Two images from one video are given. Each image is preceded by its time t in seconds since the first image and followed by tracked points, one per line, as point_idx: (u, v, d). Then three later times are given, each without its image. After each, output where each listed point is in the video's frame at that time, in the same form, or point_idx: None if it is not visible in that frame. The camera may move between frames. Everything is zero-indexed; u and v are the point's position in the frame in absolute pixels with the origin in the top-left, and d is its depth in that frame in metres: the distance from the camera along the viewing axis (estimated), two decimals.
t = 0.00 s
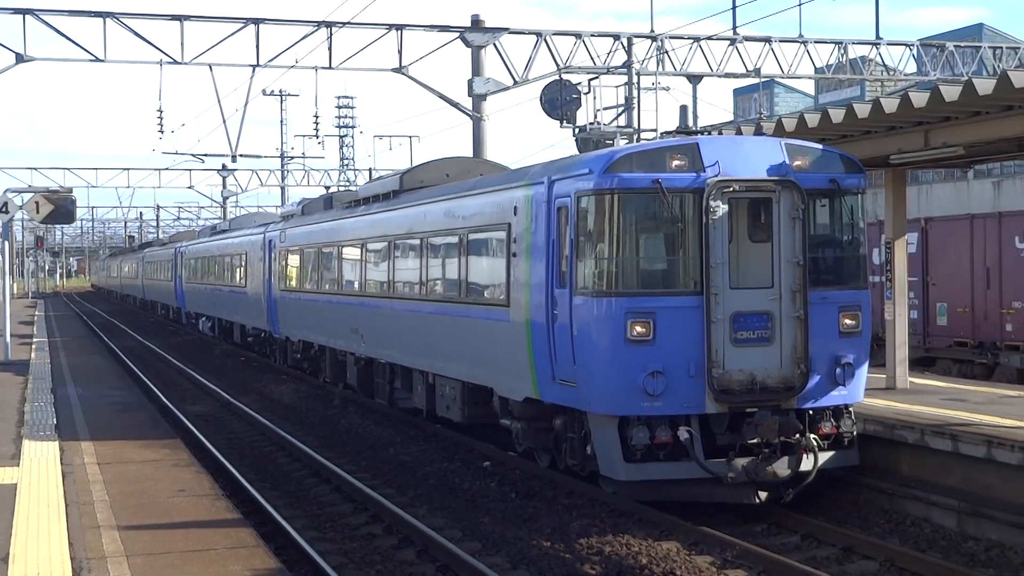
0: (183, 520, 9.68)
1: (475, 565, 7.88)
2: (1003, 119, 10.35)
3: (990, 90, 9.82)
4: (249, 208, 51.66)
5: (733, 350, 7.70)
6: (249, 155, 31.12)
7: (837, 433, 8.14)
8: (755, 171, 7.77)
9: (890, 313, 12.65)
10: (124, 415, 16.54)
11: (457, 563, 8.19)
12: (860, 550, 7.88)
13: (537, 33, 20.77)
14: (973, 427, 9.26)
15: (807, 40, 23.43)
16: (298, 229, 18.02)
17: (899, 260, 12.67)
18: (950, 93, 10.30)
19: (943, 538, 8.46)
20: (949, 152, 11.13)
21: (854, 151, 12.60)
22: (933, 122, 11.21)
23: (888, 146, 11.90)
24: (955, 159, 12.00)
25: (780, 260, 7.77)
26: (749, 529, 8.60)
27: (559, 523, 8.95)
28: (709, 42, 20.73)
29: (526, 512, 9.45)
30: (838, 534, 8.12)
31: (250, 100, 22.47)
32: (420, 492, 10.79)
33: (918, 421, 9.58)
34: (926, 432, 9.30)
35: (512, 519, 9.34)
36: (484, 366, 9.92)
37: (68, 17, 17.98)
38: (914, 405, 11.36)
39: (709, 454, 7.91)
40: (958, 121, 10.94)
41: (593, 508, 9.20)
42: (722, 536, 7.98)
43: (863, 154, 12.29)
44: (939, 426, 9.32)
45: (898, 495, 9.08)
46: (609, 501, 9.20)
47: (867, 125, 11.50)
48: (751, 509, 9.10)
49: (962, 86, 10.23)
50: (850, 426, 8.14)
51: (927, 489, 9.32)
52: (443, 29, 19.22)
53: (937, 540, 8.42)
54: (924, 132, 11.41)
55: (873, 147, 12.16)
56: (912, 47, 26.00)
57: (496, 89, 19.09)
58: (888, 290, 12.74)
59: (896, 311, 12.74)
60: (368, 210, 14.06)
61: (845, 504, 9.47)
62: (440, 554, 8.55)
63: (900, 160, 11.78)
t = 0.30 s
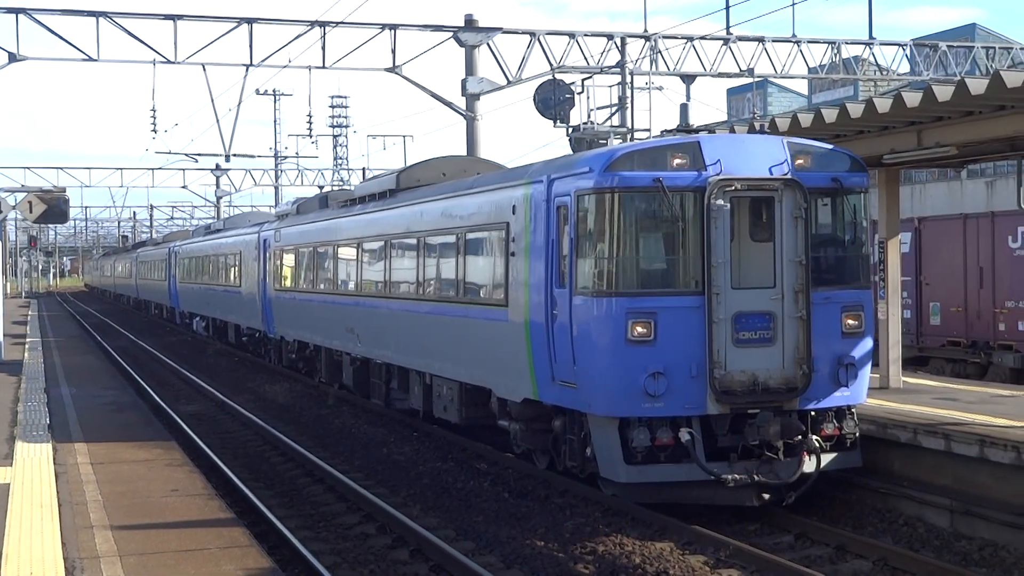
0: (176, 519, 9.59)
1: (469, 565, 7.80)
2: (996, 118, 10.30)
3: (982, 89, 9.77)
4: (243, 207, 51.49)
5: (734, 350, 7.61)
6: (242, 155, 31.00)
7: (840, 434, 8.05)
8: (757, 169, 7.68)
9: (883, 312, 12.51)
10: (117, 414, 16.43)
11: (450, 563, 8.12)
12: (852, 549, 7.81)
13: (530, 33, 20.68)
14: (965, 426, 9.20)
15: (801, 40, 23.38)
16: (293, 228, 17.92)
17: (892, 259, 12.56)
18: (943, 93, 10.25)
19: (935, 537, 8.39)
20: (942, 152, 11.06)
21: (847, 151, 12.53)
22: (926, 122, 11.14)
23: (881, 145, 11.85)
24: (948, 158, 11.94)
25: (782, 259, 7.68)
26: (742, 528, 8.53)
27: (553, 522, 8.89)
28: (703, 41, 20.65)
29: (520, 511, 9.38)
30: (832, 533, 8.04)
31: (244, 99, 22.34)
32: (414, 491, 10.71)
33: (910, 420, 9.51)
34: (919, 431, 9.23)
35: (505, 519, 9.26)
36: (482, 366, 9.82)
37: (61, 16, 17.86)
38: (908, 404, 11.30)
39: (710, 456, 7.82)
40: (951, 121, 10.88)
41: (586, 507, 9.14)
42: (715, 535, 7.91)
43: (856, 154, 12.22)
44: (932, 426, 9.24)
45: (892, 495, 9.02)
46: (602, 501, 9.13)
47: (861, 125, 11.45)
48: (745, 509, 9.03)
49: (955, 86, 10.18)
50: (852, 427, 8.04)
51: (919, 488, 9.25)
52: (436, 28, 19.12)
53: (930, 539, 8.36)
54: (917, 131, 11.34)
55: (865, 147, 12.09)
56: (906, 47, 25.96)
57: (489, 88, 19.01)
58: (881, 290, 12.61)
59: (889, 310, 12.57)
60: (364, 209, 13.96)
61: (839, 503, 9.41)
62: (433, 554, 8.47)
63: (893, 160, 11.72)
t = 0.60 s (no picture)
0: (169, 517, 9.49)
1: (462, 563, 7.71)
2: (991, 119, 10.23)
3: (977, 89, 9.71)
4: (238, 206, 51.34)
5: (737, 350, 7.51)
6: (237, 153, 30.88)
7: (844, 435, 7.95)
8: (761, 167, 7.59)
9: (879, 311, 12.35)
10: (111, 412, 16.31)
11: (444, 561, 8.04)
12: (846, 548, 7.73)
13: (525, 32, 20.59)
14: (958, 425, 9.12)
15: (796, 39, 23.32)
16: (289, 226, 17.82)
17: (886, 259, 12.41)
18: (937, 93, 10.18)
19: (928, 536, 8.31)
20: (936, 152, 10.98)
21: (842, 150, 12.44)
22: (920, 122, 11.06)
23: (875, 145, 11.76)
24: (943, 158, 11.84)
25: (786, 259, 7.59)
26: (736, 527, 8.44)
27: (548, 521, 8.80)
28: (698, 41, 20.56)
29: (514, 510, 9.29)
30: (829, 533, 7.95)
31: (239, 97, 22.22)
32: (408, 490, 10.62)
33: (904, 420, 9.44)
34: (913, 430, 9.15)
35: (499, 517, 9.17)
36: (481, 366, 9.72)
37: (56, 13, 17.74)
38: (903, 403, 11.23)
39: (713, 457, 7.71)
40: (945, 121, 10.81)
41: (580, 505, 9.04)
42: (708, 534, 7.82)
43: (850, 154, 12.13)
44: (926, 425, 9.17)
45: (886, 494, 8.94)
46: (595, 499, 9.04)
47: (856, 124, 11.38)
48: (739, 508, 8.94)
49: (950, 86, 10.11)
50: (857, 428, 7.94)
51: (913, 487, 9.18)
52: (431, 27, 19.01)
53: (923, 538, 8.27)
54: (911, 130, 11.24)
55: (860, 146, 12.01)
56: (900, 47, 25.91)
57: (484, 87, 18.91)
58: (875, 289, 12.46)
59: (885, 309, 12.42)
60: (361, 207, 13.85)
61: (834, 502, 9.33)
62: (427, 552, 8.39)
63: (888, 160, 11.63)
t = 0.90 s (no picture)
0: (162, 516, 9.37)
1: (454, 561, 7.65)
2: (984, 116, 10.18)
3: (970, 87, 9.66)
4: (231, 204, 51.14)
5: (741, 349, 7.40)
6: (230, 151, 30.72)
7: (848, 435, 7.86)
8: (765, 163, 7.48)
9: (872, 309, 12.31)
10: (103, 411, 16.18)
11: (437, 560, 7.96)
12: (839, 545, 7.66)
13: (519, 29, 20.47)
14: (951, 423, 9.04)
15: (789, 37, 23.23)
16: (284, 225, 17.70)
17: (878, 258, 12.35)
18: (931, 91, 10.12)
19: (921, 533, 8.22)
20: (930, 150, 10.91)
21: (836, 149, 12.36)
22: (914, 119, 10.99)
23: (868, 143, 11.68)
24: (935, 156, 11.77)
25: (791, 257, 7.48)
26: (730, 524, 8.37)
27: (541, 518, 8.72)
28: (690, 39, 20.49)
29: (507, 508, 9.22)
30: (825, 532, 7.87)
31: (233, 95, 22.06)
32: (401, 488, 10.52)
33: (896, 417, 9.37)
34: (905, 428, 9.06)
35: (493, 516, 9.09)
36: (480, 365, 9.60)
37: (48, 12, 17.58)
38: (897, 400, 11.16)
39: (716, 458, 7.61)
40: (938, 119, 10.74)
41: (572, 503, 8.95)
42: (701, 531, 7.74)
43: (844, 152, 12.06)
44: (919, 422, 9.08)
45: (880, 492, 8.86)
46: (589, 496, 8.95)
47: (849, 122, 11.30)
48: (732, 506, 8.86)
49: (944, 83, 10.04)
50: (861, 428, 7.86)
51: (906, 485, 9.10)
52: (425, 25, 18.88)
53: (915, 535, 8.19)
54: (904, 129, 11.16)
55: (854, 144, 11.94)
56: (894, 44, 25.83)
57: (478, 85, 18.78)
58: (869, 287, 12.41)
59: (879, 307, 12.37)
60: (357, 205, 13.73)
61: (827, 500, 9.25)
62: (420, 551, 8.31)
63: (881, 158, 11.55)
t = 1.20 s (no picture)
0: (153, 516, 9.24)
1: (445, 557, 7.65)
2: (974, 112, 10.23)
3: (960, 83, 9.70)
4: (222, 203, 50.90)
5: (745, 347, 7.29)
6: (221, 149, 30.51)
7: (854, 434, 7.75)
8: (769, 158, 7.36)
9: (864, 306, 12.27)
10: (95, 411, 16.03)
11: (430, 558, 7.89)
12: (831, 541, 7.57)
13: (510, 27, 20.35)
14: (943, 419, 8.99)
15: (780, 34, 23.14)
16: (277, 223, 17.58)
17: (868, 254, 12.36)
18: (921, 87, 10.14)
19: (913, 528, 8.13)
20: (920, 146, 10.95)
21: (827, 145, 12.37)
22: (905, 115, 11.03)
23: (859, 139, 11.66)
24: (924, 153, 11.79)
25: (796, 253, 7.37)
26: (723, 521, 8.28)
27: (534, 516, 8.65)
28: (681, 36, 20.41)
29: (500, 505, 9.17)
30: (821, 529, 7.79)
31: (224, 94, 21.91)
32: (394, 486, 10.43)
33: (889, 414, 9.33)
34: (898, 424, 9.04)
35: (486, 514, 9.01)
36: (478, 364, 9.47)
37: (38, 10, 17.39)
38: (890, 396, 11.09)
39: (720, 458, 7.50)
40: (928, 115, 10.78)
41: (564, 501, 8.86)
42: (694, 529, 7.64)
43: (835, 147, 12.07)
44: (911, 418, 9.05)
45: (873, 488, 8.78)
46: (582, 493, 8.88)
47: (838, 119, 11.31)
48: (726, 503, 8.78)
49: (934, 80, 10.04)
50: (867, 427, 7.74)
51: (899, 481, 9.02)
52: (416, 23, 18.75)
53: (907, 530, 8.10)
54: (895, 124, 11.21)
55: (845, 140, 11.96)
56: (885, 41, 25.76)
57: (469, 83, 18.67)
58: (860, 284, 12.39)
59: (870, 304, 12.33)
60: (352, 202, 13.60)
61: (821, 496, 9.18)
62: (413, 549, 8.22)
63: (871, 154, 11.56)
